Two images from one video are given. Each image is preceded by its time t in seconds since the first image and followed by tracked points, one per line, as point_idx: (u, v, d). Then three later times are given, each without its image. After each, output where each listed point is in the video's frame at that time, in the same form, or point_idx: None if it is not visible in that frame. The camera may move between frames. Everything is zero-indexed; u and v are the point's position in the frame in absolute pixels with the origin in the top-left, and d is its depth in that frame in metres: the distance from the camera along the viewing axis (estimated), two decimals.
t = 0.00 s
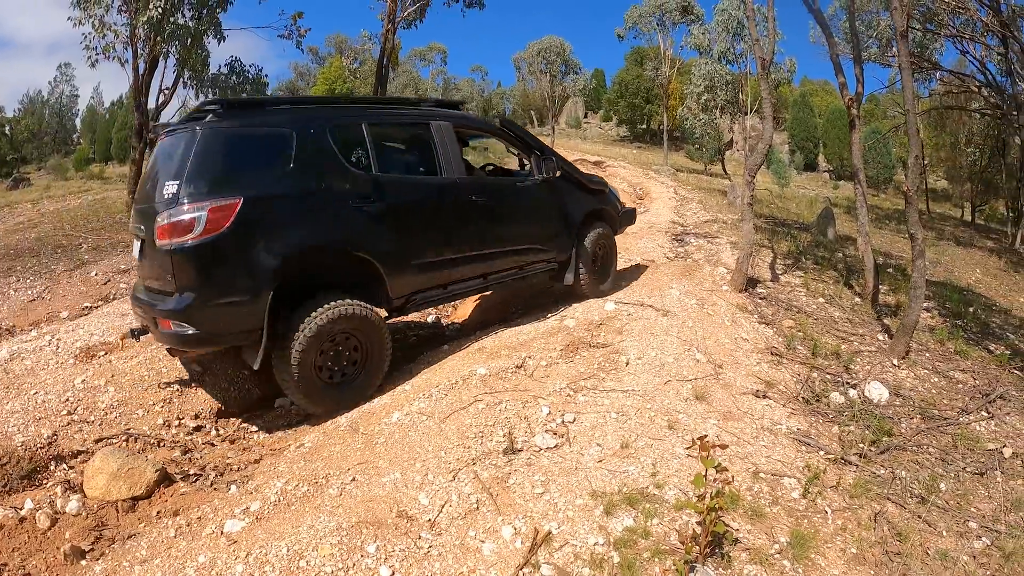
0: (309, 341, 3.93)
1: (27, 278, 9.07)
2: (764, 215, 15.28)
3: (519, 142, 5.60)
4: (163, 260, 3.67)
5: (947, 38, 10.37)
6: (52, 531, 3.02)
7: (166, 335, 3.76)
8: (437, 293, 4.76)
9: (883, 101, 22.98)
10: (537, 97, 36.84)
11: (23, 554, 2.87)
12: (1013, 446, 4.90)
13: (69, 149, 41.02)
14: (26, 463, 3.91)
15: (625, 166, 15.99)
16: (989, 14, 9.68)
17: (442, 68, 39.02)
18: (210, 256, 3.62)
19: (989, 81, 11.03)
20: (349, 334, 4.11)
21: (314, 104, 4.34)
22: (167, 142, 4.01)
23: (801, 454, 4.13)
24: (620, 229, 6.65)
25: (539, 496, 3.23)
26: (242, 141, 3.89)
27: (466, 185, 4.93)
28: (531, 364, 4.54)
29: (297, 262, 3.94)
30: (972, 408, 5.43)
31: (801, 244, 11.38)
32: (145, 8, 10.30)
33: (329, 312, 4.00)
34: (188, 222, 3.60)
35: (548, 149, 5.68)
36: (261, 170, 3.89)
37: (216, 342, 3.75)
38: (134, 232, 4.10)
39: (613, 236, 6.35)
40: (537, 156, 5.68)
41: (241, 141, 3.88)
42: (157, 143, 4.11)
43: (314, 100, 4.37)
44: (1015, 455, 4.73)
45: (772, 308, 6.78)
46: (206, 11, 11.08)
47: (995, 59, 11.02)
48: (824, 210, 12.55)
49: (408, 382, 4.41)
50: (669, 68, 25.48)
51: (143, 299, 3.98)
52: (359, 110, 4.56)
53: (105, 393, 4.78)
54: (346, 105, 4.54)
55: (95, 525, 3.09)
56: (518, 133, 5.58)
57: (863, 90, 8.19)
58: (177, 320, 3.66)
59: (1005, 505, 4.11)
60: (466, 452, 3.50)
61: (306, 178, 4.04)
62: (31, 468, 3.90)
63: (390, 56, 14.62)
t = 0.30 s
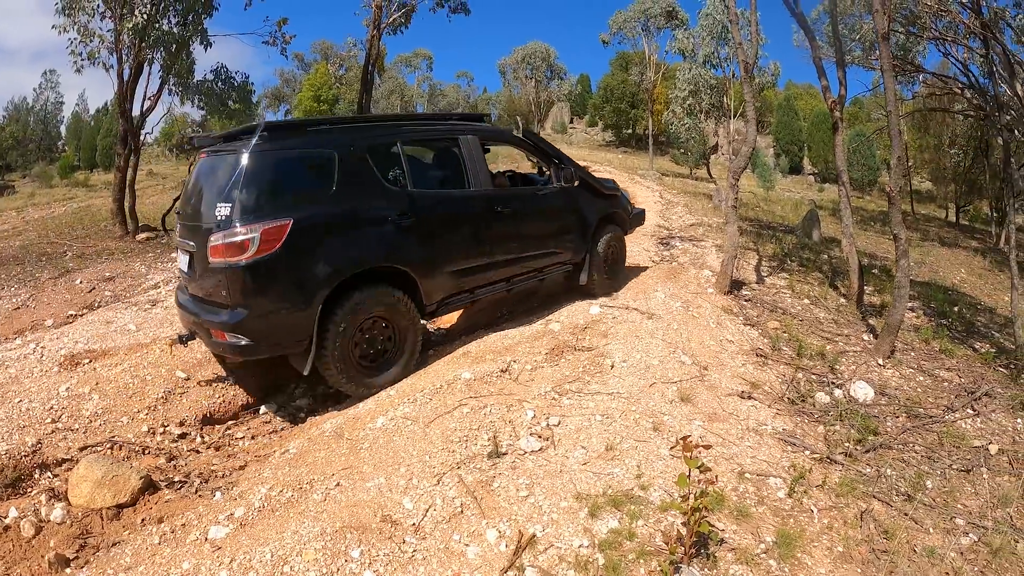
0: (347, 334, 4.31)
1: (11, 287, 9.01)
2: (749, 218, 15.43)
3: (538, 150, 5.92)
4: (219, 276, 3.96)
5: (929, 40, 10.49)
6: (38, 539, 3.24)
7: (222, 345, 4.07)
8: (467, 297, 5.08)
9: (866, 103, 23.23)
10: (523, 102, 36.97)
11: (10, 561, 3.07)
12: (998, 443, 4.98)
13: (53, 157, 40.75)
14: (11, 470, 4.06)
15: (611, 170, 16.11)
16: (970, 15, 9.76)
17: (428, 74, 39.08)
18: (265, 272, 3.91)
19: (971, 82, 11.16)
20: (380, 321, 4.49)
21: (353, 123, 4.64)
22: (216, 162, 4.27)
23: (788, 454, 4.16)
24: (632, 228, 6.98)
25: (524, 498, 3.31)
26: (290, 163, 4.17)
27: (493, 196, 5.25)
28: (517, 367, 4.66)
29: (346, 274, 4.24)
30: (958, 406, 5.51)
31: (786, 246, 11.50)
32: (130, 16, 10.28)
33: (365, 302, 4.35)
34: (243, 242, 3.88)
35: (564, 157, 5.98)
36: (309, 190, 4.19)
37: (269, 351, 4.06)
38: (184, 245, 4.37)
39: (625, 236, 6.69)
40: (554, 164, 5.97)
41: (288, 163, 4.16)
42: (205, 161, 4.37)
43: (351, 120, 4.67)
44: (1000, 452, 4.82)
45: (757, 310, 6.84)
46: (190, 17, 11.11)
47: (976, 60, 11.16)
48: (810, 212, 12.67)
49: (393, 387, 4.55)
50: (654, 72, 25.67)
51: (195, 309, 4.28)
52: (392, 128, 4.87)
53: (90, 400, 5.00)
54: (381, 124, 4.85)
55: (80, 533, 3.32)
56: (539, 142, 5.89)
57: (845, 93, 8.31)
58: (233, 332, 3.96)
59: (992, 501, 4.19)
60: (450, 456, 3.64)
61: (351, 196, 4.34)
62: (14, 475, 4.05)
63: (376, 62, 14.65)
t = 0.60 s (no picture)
0: (377, 314, 4.62)
1: None
2: (735, 223, 15.56)
3: (537, 154, 6.41)
4: (254, 252, 4.33)
5: (912, 45, 10.67)
6: (24, 555, 3.24)
7: (255, 319, 4.35)
8: (482, 283, 5.44)
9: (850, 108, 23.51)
10: (509, 108, 37.04)
11: None
12: (983, 444, 5.06)
13: (36, 165, 40.34)
14: None
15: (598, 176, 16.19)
16: (952, 20, 10.02)
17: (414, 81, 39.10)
18: (297, 245, 4.30)
19: (954, 87, 11.32)
20: (406, 305, 4.81)
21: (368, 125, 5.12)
22: (247, 162, 4.74)
23: (774, 459, 4.20)
24: (628, 227, 7.42)
25: (510, 508, 3.34)
26: (315, 155, 4.63)
27: (498, 189, 5.71)
28: (502, 376, 4.75)
29: (370, 254, 4.65)
30: (943, 408, 5.59)
31: (772, 251, 11.60)
32: (116, 24, 10.29)
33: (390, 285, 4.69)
34: (276, 219, 4.28)
35: (560, 156, 6.48)
36: (333, 178, 4.62)
37: (300, 321, 4.36)
38: (216, 242, 4.75)
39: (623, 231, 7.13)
40: (552, 163, 6.46)
41: (313, 155, 4.62)
42: (237, 165, 4.85)
43: (367, 122, 5.15)
44: (985, 453, 4.90)
45: (743, 315, 6.91)
46: (177, 25, 11.11)
47: (960, 64, 11.33)
48: (795, 217, 12.81)
49: (380, 397, 4.62)
50: (639, 78, 25.85)
51: (228, 295, 4.60)
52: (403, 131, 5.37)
53: (76, 412, 5.04)
54: (393, 127, 5.34)
55: (68, 547, 3.35)
56: (536, 146, 6.39)
57: (829, 98, 8.42)
58: (267, 303, 4.27)
59: (978, 502, 4.26)
60: (438, 466, 3.69)
61: (371, 184, 4.78)
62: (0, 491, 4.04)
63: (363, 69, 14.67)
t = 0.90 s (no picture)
0: (398, 301, 4.92)
1: None
2: (721, 228, 15.69)
3: (529, 160, 6.82)
4: (281, 251, 4.60)
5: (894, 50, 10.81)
6: (11, 565, 3.27)
7: (285, 313, 4.59)
8: (490, 276, 5.77)
9: (835, 112, 23.76)
10: (497, 115, 37.10)
11: None
12: (969, 445, 5.12)
13: (17, 172, 39.89)
14: None
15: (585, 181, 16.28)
16: (934, 25, 10.18)
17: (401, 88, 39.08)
18: (322, 240, 4.60)
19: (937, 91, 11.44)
20: (425, 295, 5.11)
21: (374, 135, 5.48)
22: (270, 174, 5.07)
23: (761, 463, 4.23)
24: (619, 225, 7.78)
25: (495, 516, 3.37)
26: (330, 160, 4.95)
27: (499, 190, 6.07)
28: (489, 383, 4.82)
29: (386, 249, 4.97)
30: (929, 410, 5.65)
31: (758, 255, 11.69)
32: (101, 31, 10.25)
33: (407, 277, 5.00)
34: (301, 217, 4.57)
35: (551, 159, 6.87)
36: (349, 180, 4.94)
37: (328, 312, 4.62)
38: (244, 250, 5.03)
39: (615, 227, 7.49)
40: (544, 165, 6.85)
41: (330, 160, 4.94)
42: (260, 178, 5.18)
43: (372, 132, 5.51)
44: (971, 454, 4.95)
45: (729, 319, 6.97)
46: (162, 32, 11.08)
47: (942, 68, 11.48)
48: (780, 221, 12.93)
49: (366, 406, 4.71)
50: (625, 84, 26.02)
51: (258, 296, 4.84)
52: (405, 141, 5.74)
53: (60, 422, 5.13)
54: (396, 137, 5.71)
55: (53, 558, 3.36)
56: (527, 153, 6.79)
57: (813, 103, 8.52)
58: (296, 295, 4.52)
59: (965, 503, 4.30)
60: (424, 474, 3.75)
61: (384, 186, 5.10)
62: None
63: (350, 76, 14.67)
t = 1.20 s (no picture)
0: (427, 302, 5.28)
1: None
2: (707, 234, 15.85)
3: (537, 165, 7.13)
4: (322, 266, 4.89)
5: (880, 57, 11.18)
6: None
7: (327, 324, 4.91)
8: (505, 280, 6.11)
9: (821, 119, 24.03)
10: (484, 122, 37.24)
11: None
12: (956, 447, 5.18)
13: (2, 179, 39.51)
14: None
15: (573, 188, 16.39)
16: (920, 32, 10.73)
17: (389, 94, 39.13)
18: (361, 255, 4.93)
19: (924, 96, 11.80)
20: (450, 294, 5.49)
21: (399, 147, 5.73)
22: (300, 187, 5.29)
23: (748, 468, 4.26)
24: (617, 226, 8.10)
25: (482, 523, 3.38)
26: (362, 176, 5.21)
27: (513, 198, 6.39)
28: (475, 391, 4.95)
29: (418, 259, 5.28)
30: (916, 413, 5.72)
31: (744, 261, 11.79)
32: (89, 37, 10.23)
33: (435, 277, 5.34)
34: (341, 234, 4.88)
35: (557, 164, 7.18)
36: (383, 196, 5.24)
37: (366, 323, 4.97)
38: (275, 261, 5.25)
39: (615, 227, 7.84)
40: (551, 171, 7.16)
41: (362, 176, 5.21)
42: (288, 189, 5.38)
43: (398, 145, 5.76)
44: (957, 456, 5.02)
45: (715, 325, 7.04)
46: (151, 38, 11.06)
47: (927, 74, 11.70)
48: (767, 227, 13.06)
49: (355, 415, 4.88)
50: (612, 91, 26.22)
51: (294, 306, 5.12)
52: (427, 151, 6.01)
53: (47, 432, 5.09)
54: (419, 148, 5.99)
55: (41, 567, 3.38)
56: (536, 158, 7.10)
57: (799, 109, 8.63)
58: (339, 308, 4.85)
59: (953, 505, 4.36)
60: (412, 482, 3.78)
61: (414, 200, 5.41)
62: None
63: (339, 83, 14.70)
